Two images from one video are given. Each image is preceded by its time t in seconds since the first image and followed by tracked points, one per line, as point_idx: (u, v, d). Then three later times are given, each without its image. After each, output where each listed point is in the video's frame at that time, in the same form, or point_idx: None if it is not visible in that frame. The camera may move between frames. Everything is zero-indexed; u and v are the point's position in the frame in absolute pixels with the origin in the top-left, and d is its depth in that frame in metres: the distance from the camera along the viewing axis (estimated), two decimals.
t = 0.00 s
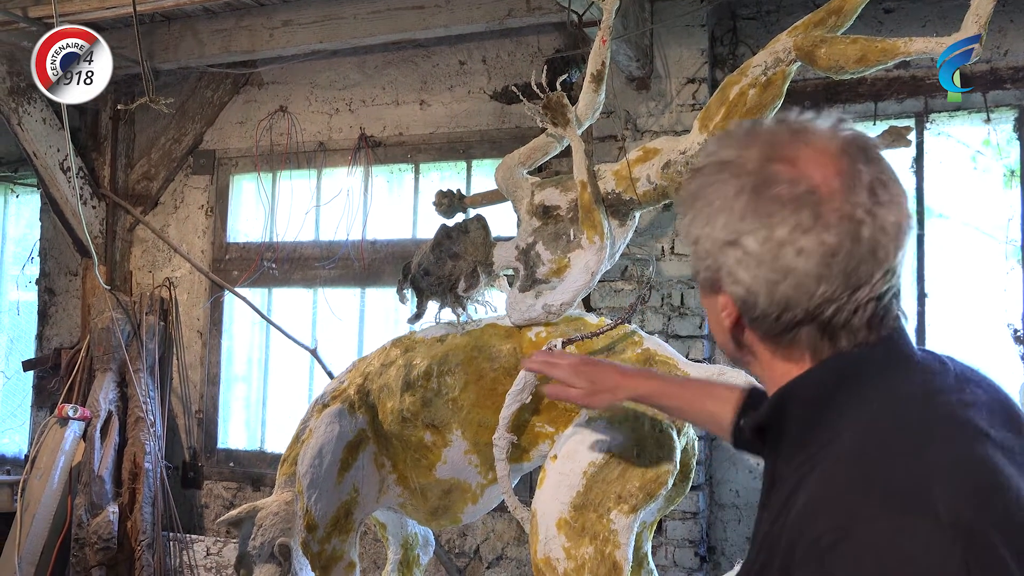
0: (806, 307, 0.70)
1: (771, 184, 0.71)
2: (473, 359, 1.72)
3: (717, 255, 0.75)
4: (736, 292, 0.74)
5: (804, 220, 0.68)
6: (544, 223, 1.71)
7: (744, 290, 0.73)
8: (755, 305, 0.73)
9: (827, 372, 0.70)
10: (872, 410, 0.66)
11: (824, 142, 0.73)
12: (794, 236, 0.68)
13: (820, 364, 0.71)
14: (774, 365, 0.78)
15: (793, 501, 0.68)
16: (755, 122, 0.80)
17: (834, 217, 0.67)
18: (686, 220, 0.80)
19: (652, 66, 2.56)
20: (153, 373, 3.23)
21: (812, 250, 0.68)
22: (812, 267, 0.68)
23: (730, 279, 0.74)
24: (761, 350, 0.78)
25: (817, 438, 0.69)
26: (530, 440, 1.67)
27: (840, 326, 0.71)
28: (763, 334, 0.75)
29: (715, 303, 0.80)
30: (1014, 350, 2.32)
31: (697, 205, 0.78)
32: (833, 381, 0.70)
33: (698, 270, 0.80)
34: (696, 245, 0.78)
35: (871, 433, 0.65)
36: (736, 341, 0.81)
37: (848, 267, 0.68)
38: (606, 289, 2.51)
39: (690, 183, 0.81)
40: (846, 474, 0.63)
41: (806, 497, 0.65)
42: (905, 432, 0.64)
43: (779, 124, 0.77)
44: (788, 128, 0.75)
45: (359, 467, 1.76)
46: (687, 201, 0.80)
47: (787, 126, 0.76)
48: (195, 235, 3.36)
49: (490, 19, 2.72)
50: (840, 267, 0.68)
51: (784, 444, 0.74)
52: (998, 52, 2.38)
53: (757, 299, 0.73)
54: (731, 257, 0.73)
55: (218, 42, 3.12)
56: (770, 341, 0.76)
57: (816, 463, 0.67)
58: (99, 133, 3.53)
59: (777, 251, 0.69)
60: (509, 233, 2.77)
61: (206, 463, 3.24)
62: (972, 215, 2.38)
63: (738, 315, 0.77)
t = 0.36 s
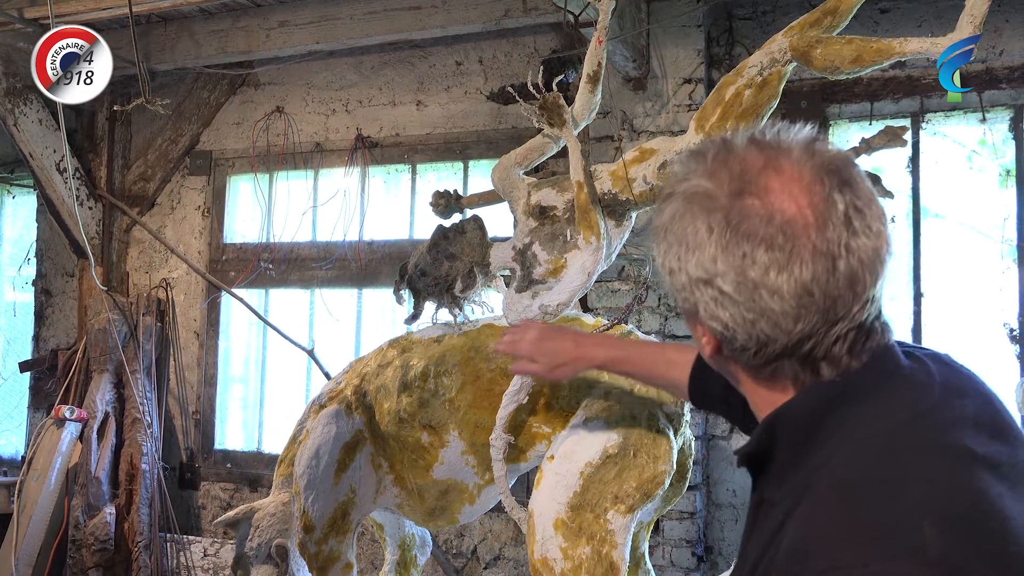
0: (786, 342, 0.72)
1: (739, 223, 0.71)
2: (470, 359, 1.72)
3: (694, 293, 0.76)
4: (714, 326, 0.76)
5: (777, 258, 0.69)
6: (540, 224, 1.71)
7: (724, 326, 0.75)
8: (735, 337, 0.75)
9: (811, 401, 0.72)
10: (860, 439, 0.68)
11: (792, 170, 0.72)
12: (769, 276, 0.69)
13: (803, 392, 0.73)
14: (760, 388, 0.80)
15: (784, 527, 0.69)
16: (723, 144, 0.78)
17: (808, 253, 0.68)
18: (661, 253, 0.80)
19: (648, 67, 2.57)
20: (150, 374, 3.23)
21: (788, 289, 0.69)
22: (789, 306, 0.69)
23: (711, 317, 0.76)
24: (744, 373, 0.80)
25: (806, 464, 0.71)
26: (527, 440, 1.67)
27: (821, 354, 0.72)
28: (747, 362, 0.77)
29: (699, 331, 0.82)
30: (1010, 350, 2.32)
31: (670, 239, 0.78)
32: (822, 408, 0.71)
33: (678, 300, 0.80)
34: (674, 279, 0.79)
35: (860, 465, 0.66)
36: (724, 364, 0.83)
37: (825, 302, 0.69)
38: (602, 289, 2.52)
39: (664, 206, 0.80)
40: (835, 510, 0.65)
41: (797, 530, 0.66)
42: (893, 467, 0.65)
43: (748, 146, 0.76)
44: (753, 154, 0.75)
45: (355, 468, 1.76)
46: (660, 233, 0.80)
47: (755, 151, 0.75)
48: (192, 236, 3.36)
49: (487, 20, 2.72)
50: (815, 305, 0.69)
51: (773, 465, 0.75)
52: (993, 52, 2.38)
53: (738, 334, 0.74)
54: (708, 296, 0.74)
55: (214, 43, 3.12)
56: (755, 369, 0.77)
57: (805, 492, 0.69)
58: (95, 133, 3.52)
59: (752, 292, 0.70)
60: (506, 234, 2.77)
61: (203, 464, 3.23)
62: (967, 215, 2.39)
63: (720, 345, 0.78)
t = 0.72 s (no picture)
0: (762, 351, 0.73)
1: (720, 241, 0.71)
2: (469, 360, 1.72)
3: (676, 303, 0.77)
4: (695, 333, 0.77)
5: (753, 273, 0.70)
6: (540, 225, 1.72)
7: (705, 335, 0.76)
8: (715, 345, 0.76)
9: (781, 405, 0.73)
10: (819, 445, 0.68)
11: (771, 185, 0.72)
12: (745, 290, 0.70)
13: (773, 397, 0.74)
14: (742, 393, 0.80)
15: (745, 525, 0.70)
16: (707, 154, 0.78)
17: (783, 267, 0.69)
18: (645, 261, 0.81)
19: (647, 67, 2.57)
20: (150, 375, 3.23)
21: (763, 302, 0.70)
22: (765, 318, 0.71)
23: (692, 324, 0.77)
24: (725, 375, 0.81)
25: (770, 467, 0.71)
26: (526, 441, 1.67)
27: (796, 363, 0.73)
28: (727, 367, 0.78)
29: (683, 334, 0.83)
30: (1009, 349, 2.33)
31: (655, 249, 0.78)
32: (791, 412, 0.72)
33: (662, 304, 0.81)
34: (656, 287, 0.79)
35: (818, 471, 0.67)
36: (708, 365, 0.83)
37: (800, 315, 0.70)
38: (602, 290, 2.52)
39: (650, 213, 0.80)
40: (794, 509, 0.66)
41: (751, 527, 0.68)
42: (846, 473, 0.66)
43: (731, 160, 0.76)
44: (734, 168, 0.75)
45: (355, 470, 1.76)
46: (643, 242, 0.80)
47: (738, 166, 0.75)
48: (192, 237, 3.36)
49: (486, 21, 2.72)
50: (788, 319, 0.70)
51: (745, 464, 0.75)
52: (992, 52, 2.38)
53: (717, 343, 0.75)
54: (688, 307, 0.76)
55: (214, 44, 3.12)
56: (734, 374, 0.79)
57: (762, 493, 0.70)
58: (94, 134, 3.52)
59: (729, 305, 0.72)
60: (506, 234, 2.77)
61: (203, 465, 3.24)
62: (966, 215, 2.39)
63: (702, 348, 0.80)
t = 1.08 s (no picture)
0: (747, 349, 0.74)
1: (702, 234, 0.72)
2: (471, 362, 1.72)
3: (665, 298, 0.78)
4: (682, 328, 0.78)
5: (733, 271, 0.71)
6: (542, 226, 1.72)
7: (691, 331, 0.77)
8: (701, 340, 0.77)
9: (762, 400, 0.74)
10: (794, 444, 0.70)
11: (755, 182, 0.73)
12: (726, 288, 0.71)
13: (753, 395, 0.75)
14: (731, 389, 0.81)
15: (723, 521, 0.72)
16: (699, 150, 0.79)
17: (763, 267, 0.70)
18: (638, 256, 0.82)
19: (649, 69, 2.57)
20: (152, 377, 3.23)
21: (744, 300, 0.71)
22: (746, 317, 0.72)
23: (677, 319, 0.78)
24: (713, 370, 0.82)
25: (752, 463, 0.74)
26: (529, 442, 1.67)
27: (780, 361, 0.74)
28: (714, 362, 0.79)
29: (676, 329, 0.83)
30: (1012, 350, 2.32)
31: (648, 243, 0.78)
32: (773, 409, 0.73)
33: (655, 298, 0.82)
34: (650, 282, 0.81)
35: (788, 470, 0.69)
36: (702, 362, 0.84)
37: (781, 314, 0.71)
38: (604, 291, 2.52)
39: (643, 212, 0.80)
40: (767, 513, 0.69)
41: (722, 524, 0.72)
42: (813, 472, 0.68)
43: (719, 157, 0.76)
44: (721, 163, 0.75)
45: (358, 471, 1.76)
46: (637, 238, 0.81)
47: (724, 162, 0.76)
48: (194, 239, 3.37)
49: (488, 23, 2.73)
50: (766, 316, 0.71)
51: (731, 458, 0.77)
52: (994, 53, 2.39)
53: (702, 338, 0.77)
54: (674, 302, 0.77)
55: (216, 46, 3.13)
56: (722, 370, 0.79)
57: (740, 490, 0.72)
58: (97, 136, 3.53)
59: (711, 302, 0.73)
60: (508, 236, 2.78)
61: (206, 467, 3.24)
62: (968, 215, 2.39)
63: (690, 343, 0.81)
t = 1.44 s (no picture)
0: (764, 335, 0.71)
1: (721, 216, 0.70)
2: (473, 363, 1.73)
3: (675, 284, 0.75)
4: (694, 316, 0.75)
5: (754, 255, 0.68)
6: (543, 227, 1.72)
7: (702, 318, 0.74)
8: (715, 328, 0.73)
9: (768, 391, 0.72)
10: (793, 437, 0.69)
11: (774, 168, 0.71)
12: (746, 271, 0.68)
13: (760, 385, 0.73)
14: (740, 378, 0.77)
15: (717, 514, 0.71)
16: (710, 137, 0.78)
17: (785, 250, 0.67)
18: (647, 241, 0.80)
19: (651, 70, 2.57)
20: (154, 378, 3.23)
21: (764, 284, 0.68)
22: (765, 301, 0.69)
23: (687, 305, 0.75)
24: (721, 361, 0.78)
25: (752, 457, 0.72)
26: (530, 443, 1.67)
27: (796, 348, 0.71)
28: (724, 352, 0.76)
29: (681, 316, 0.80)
30: (1016, 351, 2.31)
31: (659, 228, 0.76)
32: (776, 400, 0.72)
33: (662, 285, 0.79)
34: (659, 268, 0.78)
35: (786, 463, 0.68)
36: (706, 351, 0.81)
37: (801, 299, 0.68)
38: (607, 292, 2.52)
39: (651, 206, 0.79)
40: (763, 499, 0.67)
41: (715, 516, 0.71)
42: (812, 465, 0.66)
43: (735, 142, 0.74)
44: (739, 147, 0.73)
45: (360, 472, 1.76)
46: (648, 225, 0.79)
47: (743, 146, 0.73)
48: (196, 240, 3.37)
49: (490, 23, 2.73)
50: (787, 302, 0.68)
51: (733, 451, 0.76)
52: (996, 53, 2.39)
53: (713, 327, 0.73)
54: (686, 286, 0.73)
55: (219, 48, 3.13)
56: (731, 359, 0.76)
57: (736, 482, 0.71)
58: (99, 138, 3.54)
59: (730, 285, 0.70)
60: (510, 237, 2.77)
61: (208, 468, 3.24)
62: (970, 216, 2.38)
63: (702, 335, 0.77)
